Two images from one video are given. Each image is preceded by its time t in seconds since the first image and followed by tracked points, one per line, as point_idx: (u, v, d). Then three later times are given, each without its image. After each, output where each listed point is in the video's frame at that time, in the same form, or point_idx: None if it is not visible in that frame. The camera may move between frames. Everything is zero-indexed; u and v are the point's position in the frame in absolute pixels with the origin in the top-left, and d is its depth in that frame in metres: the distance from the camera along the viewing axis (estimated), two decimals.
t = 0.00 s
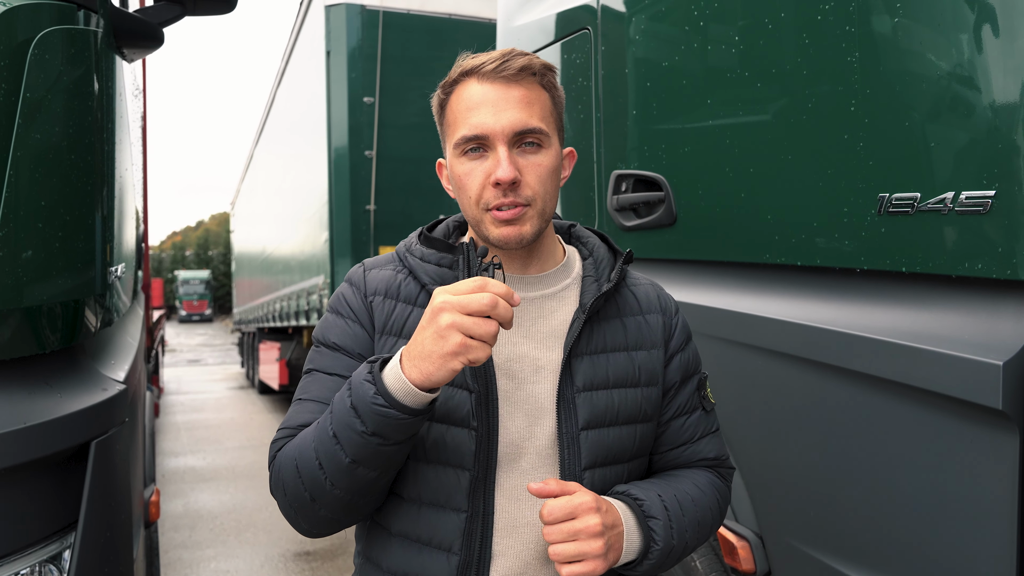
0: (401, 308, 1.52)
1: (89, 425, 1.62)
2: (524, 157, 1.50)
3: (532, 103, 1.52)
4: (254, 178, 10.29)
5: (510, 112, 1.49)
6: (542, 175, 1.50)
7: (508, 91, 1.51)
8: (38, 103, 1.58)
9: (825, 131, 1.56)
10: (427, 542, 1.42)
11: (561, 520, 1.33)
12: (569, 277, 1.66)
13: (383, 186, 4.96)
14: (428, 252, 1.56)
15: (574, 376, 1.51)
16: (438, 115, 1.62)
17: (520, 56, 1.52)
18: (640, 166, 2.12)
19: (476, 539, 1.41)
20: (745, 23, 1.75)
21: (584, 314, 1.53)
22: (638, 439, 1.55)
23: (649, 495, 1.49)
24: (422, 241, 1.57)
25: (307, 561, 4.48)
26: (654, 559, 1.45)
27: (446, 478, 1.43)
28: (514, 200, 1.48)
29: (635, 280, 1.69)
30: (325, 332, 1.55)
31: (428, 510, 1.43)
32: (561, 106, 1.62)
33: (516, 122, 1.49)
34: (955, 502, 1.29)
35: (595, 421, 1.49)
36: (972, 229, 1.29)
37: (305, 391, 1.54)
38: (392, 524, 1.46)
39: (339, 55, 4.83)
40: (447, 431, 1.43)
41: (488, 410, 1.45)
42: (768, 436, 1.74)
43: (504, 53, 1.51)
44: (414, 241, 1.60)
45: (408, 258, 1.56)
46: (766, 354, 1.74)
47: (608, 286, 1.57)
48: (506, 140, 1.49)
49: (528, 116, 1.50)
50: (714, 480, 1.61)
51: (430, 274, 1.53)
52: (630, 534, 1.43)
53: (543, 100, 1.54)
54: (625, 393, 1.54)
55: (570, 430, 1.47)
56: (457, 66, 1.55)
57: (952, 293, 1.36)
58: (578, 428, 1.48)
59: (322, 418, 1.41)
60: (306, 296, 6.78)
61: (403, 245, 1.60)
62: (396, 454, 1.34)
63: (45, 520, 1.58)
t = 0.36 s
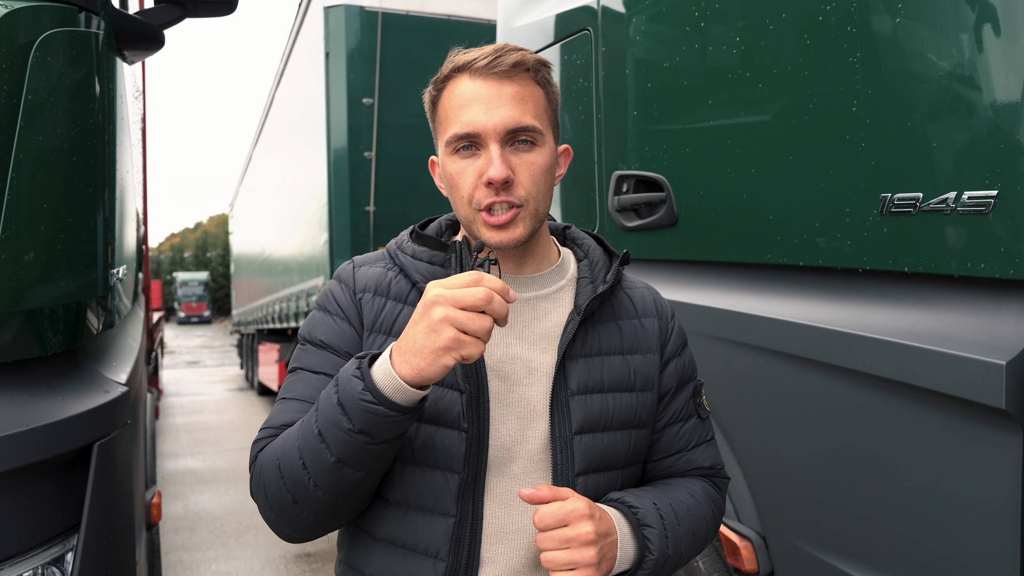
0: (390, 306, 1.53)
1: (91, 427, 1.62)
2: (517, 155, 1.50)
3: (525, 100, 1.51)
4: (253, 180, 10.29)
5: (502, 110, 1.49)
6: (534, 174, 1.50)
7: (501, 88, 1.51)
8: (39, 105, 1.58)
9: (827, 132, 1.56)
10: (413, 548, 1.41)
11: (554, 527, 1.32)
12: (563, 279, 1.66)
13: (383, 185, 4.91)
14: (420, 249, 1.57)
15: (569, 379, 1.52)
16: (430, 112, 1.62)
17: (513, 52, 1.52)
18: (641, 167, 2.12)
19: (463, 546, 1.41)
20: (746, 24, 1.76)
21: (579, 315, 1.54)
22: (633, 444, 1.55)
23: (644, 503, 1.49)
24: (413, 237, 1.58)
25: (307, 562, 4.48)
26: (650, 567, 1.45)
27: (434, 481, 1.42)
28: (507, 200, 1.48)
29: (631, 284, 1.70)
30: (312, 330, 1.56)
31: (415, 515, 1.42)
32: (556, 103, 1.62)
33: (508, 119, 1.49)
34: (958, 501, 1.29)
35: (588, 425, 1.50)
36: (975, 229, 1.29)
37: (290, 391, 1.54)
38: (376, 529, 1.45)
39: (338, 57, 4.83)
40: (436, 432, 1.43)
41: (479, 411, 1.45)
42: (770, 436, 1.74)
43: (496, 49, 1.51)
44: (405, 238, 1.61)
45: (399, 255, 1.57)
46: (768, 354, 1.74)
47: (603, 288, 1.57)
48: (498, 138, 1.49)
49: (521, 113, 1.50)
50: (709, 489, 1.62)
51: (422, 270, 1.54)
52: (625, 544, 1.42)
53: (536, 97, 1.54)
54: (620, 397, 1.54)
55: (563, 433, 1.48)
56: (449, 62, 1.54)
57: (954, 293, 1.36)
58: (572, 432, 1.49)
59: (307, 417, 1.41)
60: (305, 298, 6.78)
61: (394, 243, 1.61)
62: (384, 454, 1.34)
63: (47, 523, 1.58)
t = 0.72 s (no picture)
0: (382, 305, 1.53)
1: (95, 428, 1.62)
2: (514, 152, 1.50)
3: (522, 96, 1.52)
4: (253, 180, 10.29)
5: (499, 105, 1.49)
6: (532, 170, 1.50)
7: (498, 83, 1.51)
8: (42, 106, 1.58)
9: (829, 132, 1.57)
10: (400, 554, 1.41)
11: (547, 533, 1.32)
12: (561, 280, 1.66)
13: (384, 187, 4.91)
14: (412, 248, 1.58)
15: (564, 382, 1.52)
16: (426, 108, 1.62)
17: (510, 47, 1.53)
18: (642, 168, 2.12)
19: (452, 551, 1.41)
20: (747, 25, 1.76)
21: (576, 317, 1.54)
22: (630, 450, 1.55)
23: (641, 511, 1.48)
24: (407, 237, 1.59)
25: (308, 563, 4.48)
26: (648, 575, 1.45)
27: (422, 486, 1.42)
28: (503, 196, 1.48)
29: (630, 286, 1.70)
30: (302, 330, 1.56)
31: (403, 520, 1.42)
32: (553, 100, 1.62)
33: (505, 115, 1.49)
34: (960, 501, 1.29)
35: (583, 429, 1.49)
36: (976, 230, 1.29)
37: (279, 392, 1.54)
38: (364, 534, 1.45)
39: (339, 57, 4.83)
40: (427, 434, 1.44)
41: (471, 414, 1.46)
42: (772, 437, 1.75)
43: (494, 44, 1.52)
44: (400, 238, 1.62)
45: (393, 255, 1.58)
46: (770, 355, 1.74)
47: (602, 289, 1.58)
48: (495, 134, 1.49)
49: (519, 109, 1.50)
50: (709, 497, 1.62)
51: (415, 270, 1.55)
52: (621, 553, 1.42)
53: (534, 93, 1.54)
54: (616, 402, 1.54)
55: (557, 437, 1.48)
56: (446, 58, 1.55)
57: (956, 293, 1.36)
58: (566, 436, 1.48)
59: (293, 419, 1.42)
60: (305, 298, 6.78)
61: (387, 243, 1.63)
62: (373, 456, 1.34)
63: (50, 524, 1.58)
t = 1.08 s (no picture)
0: (377, 305, 1.54)
1: (98, 428, 1.63)
2: (516, 151, 1.51)
3: (524, 94, 1.52)
4: (254, 181, 10.29)
5: (501, 103, 1.50)
6: (533, 170, 1.51)
7: (500, 81, 1.52)
8: (46, 107, 1.59)
9: (831, 134, 1.57)
10: (396, 559, 1.42)
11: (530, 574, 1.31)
12: (559, 278, 1.67)
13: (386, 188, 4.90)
14: (408, 249, 1.57)
15: (563, 382, 1.52)
16: (424, 105, 1.62)
17: (512, 45, 1.53)
18: (644, 169, 2.12)
19: (448, 556, 1.41)
20: (749, 27, 1.76)
21: (574, 316, 1.54)
22: (631, 450, 1.55)
23: (641, 516, 1.47)
24: (402, 237, 1.58)
25: (308, 564, 4.48)
26: None
27: (419, 489, 1.43)
28: (506, 195, 1.49)
29: (630, 284, 1.71)
30: (298, 335, 1.57)
31: (399, 524, 1.43)
32: (552, 99, 1.63)
33: (508, 113, 1.50)
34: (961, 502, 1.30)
35: (582, 430, 1.50)
36: (978, 231, 1.30)
37: (275, 399, 1.55)
38: (361, 539, 1.46)
39: (340, 58, 4.83)
40: (422, 438, 1.44)
41: (468, 417, 1.47)
42: (774, 438, 1.75)
43: (496, 42, 1.52)
44: (395, 239, 1.62)
45: (388, 256, 1.58)
46: (772, 356, 1.74)
47: (600, 286, 1.58)
48: (496, 132, 1.49)
49: (521, 107, 1.51)
50: (714, 497, 1.62)
51: (410, 271, 1.55)
52: (618, 562, 1.41)
53: (534, 92, 1.55)
54: (617, 401, 1.54)
55: (556, 438, 1.48)
56: (446, 55, 1.55)
57: (958, 294, 1.36)
58: (565, 437, 1.49)
59: (289, 430, 1.42)
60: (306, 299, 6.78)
61: (383, 244, 1.63)
62: (368, 469, 1.35)
63: (53, 524, 1.58)
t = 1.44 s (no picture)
0: (372, 317, 1.54)
1: (101, 430, 1.63)
2: (495, 158, 1.50)
3: (501, 100, 1.52)
4: (256, 182, 10.30)
5: (478, 110, 1.50)
6: (514, 176, 1.50)
7: (477, 88, 1.52)
8: (50, 108, 1.59)
9: (834, 135, 1.57)
10: (398, 564, 1.42)
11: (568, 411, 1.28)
12: (551, 278, 1.66)
13: (388, 189, 4.90)
14: (400, 257, 1.59)
15: (559, 378, 1.52)
16: (405, 116, 1.64)
17: (487, 50, 1.53)
18: (646, 170, 2.13)
19: (449, 559, 1.41)
20: (752, 28, 1.76)
21: (567, 312, 1.54)
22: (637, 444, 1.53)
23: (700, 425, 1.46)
24: (395, 247, 1.61)
25: (310, 565, 4.49)
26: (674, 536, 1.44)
27: (420, 493, 1.44)
28: (486, 205, 1.48)
29: (624, 276, 1.69)
30: (295, 349, 1.57)
31: (400, 530, 1.44)
32: (534, 101, 1.63)
33: (484, 120, 1.50)
34: (965, 503, 1.30)
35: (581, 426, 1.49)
36: (982, 232, 1.29)
37: (275, 413, 1.56)
38: (363, 546, 1.47)
39: (342, 59, 4.84)
40: (419, 442, 1.46)
41: (464, 422, 1.47)
42: (777, 439, 1.75)
43: (470, 48, 1.53)
44: (388, 250, 1.63)
45: (381, 265, 1.59)
46: (775, 357, 1.74)
47: (591, 280, 1.57)
48: (475, 140, 1.49)
49: (499, 113, 1.51)
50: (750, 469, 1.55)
51: (403, 279, 1.55)
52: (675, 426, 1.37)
53: (513, 96, 1.54)
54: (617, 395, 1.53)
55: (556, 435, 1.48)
56: (422, 65, 1.56)
57: (962, 295, 1.36)
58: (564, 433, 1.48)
59: (288, 443, 1.43)
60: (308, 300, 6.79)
61: (377, 255, 1.64)
62: (366, 477, 1.35)
63: (57, 526, 1.59)
